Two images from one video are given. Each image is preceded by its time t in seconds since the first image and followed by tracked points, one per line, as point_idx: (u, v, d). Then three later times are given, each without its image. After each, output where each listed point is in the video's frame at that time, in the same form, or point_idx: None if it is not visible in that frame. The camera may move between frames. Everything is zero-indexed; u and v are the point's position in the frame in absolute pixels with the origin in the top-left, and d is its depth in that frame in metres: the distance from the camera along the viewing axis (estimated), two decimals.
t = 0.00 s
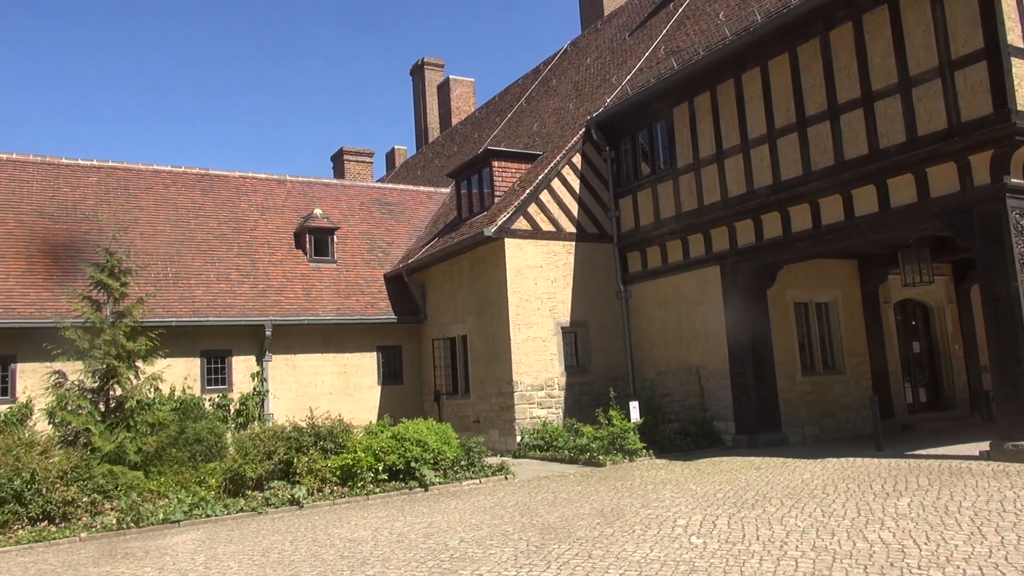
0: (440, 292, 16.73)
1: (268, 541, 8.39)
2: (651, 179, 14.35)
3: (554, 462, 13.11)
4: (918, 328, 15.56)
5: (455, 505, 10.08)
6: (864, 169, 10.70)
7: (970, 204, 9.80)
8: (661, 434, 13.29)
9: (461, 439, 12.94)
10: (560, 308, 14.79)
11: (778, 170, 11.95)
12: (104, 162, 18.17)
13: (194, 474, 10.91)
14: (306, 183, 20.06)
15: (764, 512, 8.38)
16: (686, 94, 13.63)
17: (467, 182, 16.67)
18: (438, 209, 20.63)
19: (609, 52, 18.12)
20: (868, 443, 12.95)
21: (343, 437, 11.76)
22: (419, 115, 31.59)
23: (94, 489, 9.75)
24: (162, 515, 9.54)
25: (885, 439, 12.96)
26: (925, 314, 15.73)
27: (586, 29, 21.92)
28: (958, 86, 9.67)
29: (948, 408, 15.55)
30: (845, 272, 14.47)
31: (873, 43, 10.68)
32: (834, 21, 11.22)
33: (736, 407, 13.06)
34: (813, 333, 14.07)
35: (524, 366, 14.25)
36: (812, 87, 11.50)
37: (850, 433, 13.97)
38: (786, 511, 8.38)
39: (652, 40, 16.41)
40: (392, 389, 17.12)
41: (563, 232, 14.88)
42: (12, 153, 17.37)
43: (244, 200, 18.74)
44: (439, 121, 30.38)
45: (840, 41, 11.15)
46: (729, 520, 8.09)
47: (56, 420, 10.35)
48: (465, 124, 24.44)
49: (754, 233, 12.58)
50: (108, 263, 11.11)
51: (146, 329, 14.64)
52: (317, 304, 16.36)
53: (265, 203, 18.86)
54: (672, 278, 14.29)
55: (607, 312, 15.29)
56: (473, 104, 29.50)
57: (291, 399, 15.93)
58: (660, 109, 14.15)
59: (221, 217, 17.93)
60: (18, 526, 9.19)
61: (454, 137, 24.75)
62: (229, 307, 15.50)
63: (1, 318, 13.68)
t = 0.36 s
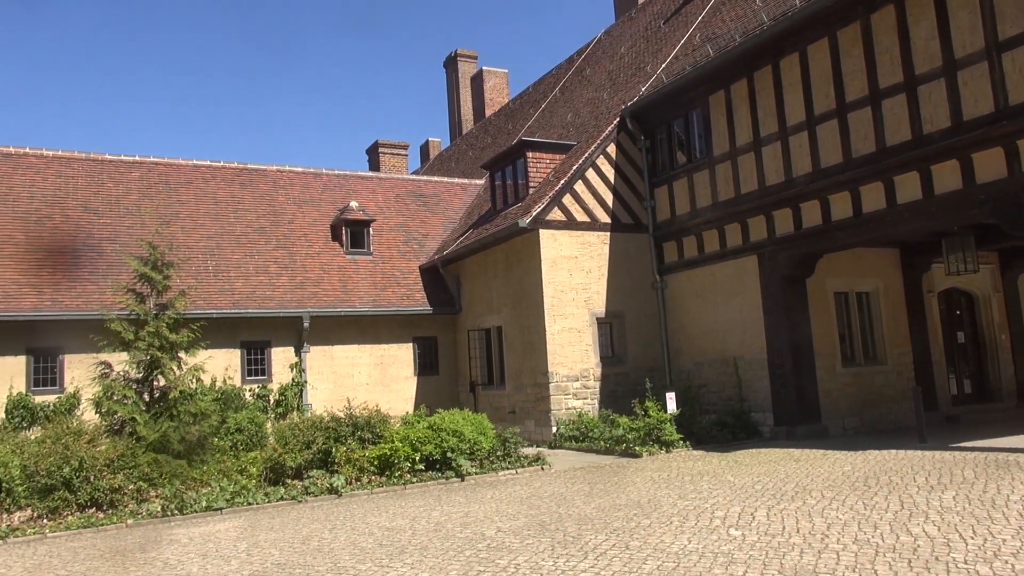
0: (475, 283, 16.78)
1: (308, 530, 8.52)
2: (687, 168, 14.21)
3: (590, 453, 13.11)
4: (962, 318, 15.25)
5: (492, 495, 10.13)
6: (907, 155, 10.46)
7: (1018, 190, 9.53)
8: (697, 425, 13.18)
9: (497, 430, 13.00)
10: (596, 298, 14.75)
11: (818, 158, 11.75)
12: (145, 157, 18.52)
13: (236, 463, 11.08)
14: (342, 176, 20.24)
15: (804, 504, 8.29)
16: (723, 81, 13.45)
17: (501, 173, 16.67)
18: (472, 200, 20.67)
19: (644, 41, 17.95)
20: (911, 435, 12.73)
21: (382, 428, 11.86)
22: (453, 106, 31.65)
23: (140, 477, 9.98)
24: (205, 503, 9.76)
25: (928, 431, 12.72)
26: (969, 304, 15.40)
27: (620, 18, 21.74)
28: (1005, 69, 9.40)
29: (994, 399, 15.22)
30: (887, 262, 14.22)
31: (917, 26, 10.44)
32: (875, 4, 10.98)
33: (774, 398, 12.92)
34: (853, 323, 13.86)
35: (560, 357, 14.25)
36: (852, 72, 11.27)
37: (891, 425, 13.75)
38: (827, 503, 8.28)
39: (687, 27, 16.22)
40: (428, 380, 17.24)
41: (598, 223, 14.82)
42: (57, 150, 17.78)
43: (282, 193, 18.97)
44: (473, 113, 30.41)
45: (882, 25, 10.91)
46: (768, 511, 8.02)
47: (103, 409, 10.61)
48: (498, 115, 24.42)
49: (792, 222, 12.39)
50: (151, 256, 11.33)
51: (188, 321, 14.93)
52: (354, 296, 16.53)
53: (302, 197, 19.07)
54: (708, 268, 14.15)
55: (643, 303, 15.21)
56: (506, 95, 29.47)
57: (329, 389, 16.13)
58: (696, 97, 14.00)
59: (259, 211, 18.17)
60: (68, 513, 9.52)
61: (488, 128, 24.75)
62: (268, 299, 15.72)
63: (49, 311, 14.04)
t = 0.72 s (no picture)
0: (509, 275, 16.81)
1: (346, 520, 8.62)
2: (723, 158, 14.06)
3: (625, 445, 13.08)
4: (1008, 309, 14.91)
5: (528, 487, 10.16)
6: (951, 143, 10.21)
7: None
8: (734, 417, 13.08)
9: (532, 421, 13.03)
10: (631, 291, 14.69)
11: (858, 146, 11.55)
12: (185, 153, 18.84)
13: (276, 453, 11.40)
14: (377, 170, 20.38)
15: (844, 499, 8.18)
16: (760, 70, 13.27)
17: (535, 165, 16.66)
18: (506, 193, 20.69)
19: (678, 30, 17.78)
20: (955, 429, 12.48)
21: (416, 418, 11.84)
22: (487, 99, 31.67)
23: (183, 467, 10.18)
24: (245, 493, 9.94)
25: (973, 425, 12.45)
26: (1016, 294, 15.05)
27: (654, 7, 21.54)
28: None
29: None
30: (930, 252, 13.96)
31: (962, 10, 10.19)
32: None
33: (813, 391, 12.75)
34: (895, 314, 13.63)
35: (595, 349, 14.23)
36: (894, 59, 11.04)
37: (934, 418, 13.49)
38: (869, 498, 8.15)
39: (723, 15, 16.03)
40: (463, 372, 17.32)
41: (632, 215, 14.74)
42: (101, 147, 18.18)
43: (318, 187, 19.17)
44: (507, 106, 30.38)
45: (925, 9, 10.66)
46: (807, 506, 7.93)
47: (147, 400, 10.84)
48: (532, 107, 24.35)
49: (831, 212, 12.18)
50: (192, 250, 11.53)
51: (228, 313, 15.18)
52: (389, 289, 16.66)
53: (338, 191, 19.25)
54: (745, 259, 14.00)
55: (678, 295, 15.10)
56: (540, 87, 29.39)
57: (366, 381, 16.29)
58: (733, 87, 13.83)
59: (296, 205, 18.38)
60: (115, 501, 9.74)
61: (521, 120, 24.72)
62: (306, 292, 15.92)
63: (95, 305, 14.39)
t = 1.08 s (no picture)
0: (543, 269, 16.80)
1: (382, 512, 8.70)
2: (760, 150, 13.88)
3: (660, 439, 13.02)
4: None
5: (562, 480, 10.17)
6: (997, 131, 9.93)
7: None
8: (770, 413, 12.99)
9: (567, 415, 13.03)
10: (665, 284, 14.59)
11: (900, 136, 11.31)
12: (224, 150, 19.13)
13: (312, 444, 11.29)
14: (411, 165, 20.50)
15: (884, 495, 8.05)
16: (798, 60, 13.07)
17: (569, 159, 16.62)
18: (540, 186, 20.67)
19: (713, 20, 17.57)
20: (1000, 425, 12.19)
21: (449, 412, 11.98)
22: (520, 93, 31.65)
23: (223, 458, 10.36)
24: (283, 484, 10.09)
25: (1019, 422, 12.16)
26: None
27: None
28: None
29: None
30: (974, 244, 13.67)
31: None
32: None
33: (852, 386, 12.56)
34: (938, 308, 13.36)
35: (629, 343, 14.17)
36: (937, 46, 10.79)
37: (978, 414, 13.21)
38: (909, 495, 8.02)
39: (760, 5, 15.80)
40: (497, 366, 17.37)
41: (667, 208, 14.62)
42: (143, 145, 18.54)
43: (353, 183, 19.33)
44: (540, 99, 30.32)
45: None
46: (846, 502, 7.82)
47: (189, 393, 11.06)
48: (565, 100, 24.26)
49: (871, 204, 11.95)
50: (231, 246, 11.72)
51: (266, 308, 15.40)
52: (424, 283, 16.76)
53: (373, 186, 19.40)
54: (782, 252, 13.81)
55: (714, 288, 14.97)
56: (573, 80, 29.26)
57: (401, 374, 16.42)
58: (770, 77, 13.64)
59: (332, 200, 18.57)
60: (157, 491, 9.92)
61: (555, 113, 24.65)
62: (341, 287, 16.08)
63: (138, 299, 14.70)
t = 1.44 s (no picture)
0: (575, 263, 16.75)
1: (415, 504, 8.76)
2: (796, 142, 13.69)
3: (694, 434, 12.93)
4: None
5: (595, 475, 10.15)
6: None
7: None
8: (806, 408, 12.84)
9: (600, 410, 13.00)
10: (699, 278, 14.48)
11: (941, 127, 11.06)
12: (260, 146, 19.37)
13: (347, 438, 11.37)
14: (444, 160, 20.57)
15: (924, 492, 7.90)
16: (835, 50, 12.85)
17: (602, 152, 16.53)
18: (573, 180, 20.61)
19: (749, 11, 17.34)
20: None
21: (482, 406, 12.04)
22: (552, 86, 31.56)
23: (260, 450, 10.50)
24: (319, 476, 10.21)
25: None
26: None
27: None
28: None
29: None
30: (1017, 236, 13.38)
31: None
32: None
33: (891, 382, 12.35)
34: (980, 302, 13.10)
35: (663, 337, 14.09)
36: (981, 33, 10.52)
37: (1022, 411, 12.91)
38: (950, 492, 7.86)
39: None
40: (530, 360, 17.38)
41: (701, 201, 14.50)
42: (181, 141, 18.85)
43: (387, 178, 19.46)
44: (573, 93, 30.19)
45: None
46: (885, 499, 7.69)
47: (226, 385, 11.24)
48: (599, 93, 24.11)
49: (911, 196, 11.71)
50: (267, 240, 11.88)
51: (302, 302, 15.57)
52: (457, 277, 16.82)
53: (406, 181, 19.51)
54: (819, 245, 13.61)
55: (749, 282, 14.82)
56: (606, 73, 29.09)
57: (434, 368, 16.51)
58: (806, 68, 13.44)
59: (366, 195, 18.70)
60: (196, 482, 10.12)
61: (587, 107, 24.54)
62: (375, 281, 16.21)
63: (177, 293, 14.96)
